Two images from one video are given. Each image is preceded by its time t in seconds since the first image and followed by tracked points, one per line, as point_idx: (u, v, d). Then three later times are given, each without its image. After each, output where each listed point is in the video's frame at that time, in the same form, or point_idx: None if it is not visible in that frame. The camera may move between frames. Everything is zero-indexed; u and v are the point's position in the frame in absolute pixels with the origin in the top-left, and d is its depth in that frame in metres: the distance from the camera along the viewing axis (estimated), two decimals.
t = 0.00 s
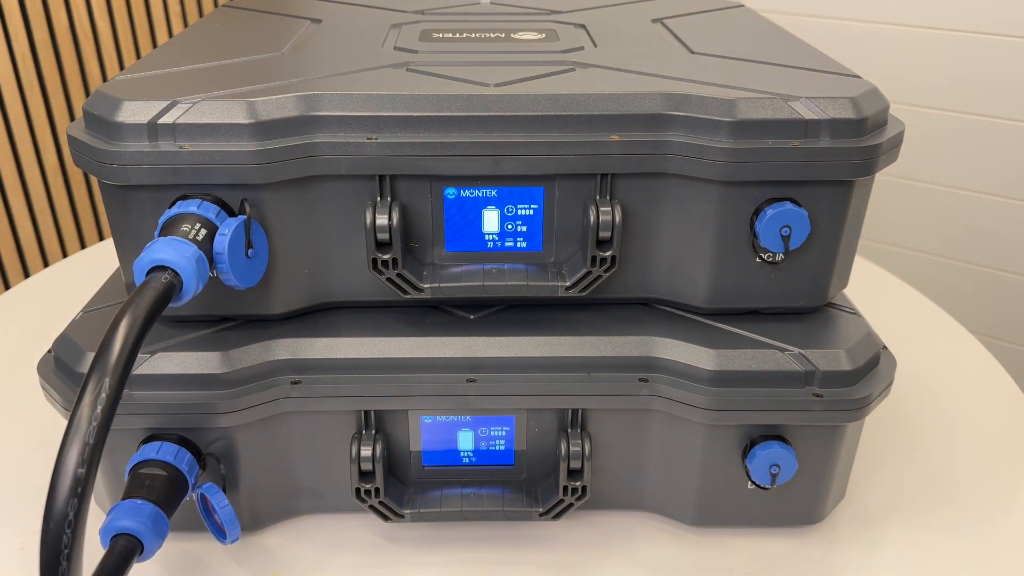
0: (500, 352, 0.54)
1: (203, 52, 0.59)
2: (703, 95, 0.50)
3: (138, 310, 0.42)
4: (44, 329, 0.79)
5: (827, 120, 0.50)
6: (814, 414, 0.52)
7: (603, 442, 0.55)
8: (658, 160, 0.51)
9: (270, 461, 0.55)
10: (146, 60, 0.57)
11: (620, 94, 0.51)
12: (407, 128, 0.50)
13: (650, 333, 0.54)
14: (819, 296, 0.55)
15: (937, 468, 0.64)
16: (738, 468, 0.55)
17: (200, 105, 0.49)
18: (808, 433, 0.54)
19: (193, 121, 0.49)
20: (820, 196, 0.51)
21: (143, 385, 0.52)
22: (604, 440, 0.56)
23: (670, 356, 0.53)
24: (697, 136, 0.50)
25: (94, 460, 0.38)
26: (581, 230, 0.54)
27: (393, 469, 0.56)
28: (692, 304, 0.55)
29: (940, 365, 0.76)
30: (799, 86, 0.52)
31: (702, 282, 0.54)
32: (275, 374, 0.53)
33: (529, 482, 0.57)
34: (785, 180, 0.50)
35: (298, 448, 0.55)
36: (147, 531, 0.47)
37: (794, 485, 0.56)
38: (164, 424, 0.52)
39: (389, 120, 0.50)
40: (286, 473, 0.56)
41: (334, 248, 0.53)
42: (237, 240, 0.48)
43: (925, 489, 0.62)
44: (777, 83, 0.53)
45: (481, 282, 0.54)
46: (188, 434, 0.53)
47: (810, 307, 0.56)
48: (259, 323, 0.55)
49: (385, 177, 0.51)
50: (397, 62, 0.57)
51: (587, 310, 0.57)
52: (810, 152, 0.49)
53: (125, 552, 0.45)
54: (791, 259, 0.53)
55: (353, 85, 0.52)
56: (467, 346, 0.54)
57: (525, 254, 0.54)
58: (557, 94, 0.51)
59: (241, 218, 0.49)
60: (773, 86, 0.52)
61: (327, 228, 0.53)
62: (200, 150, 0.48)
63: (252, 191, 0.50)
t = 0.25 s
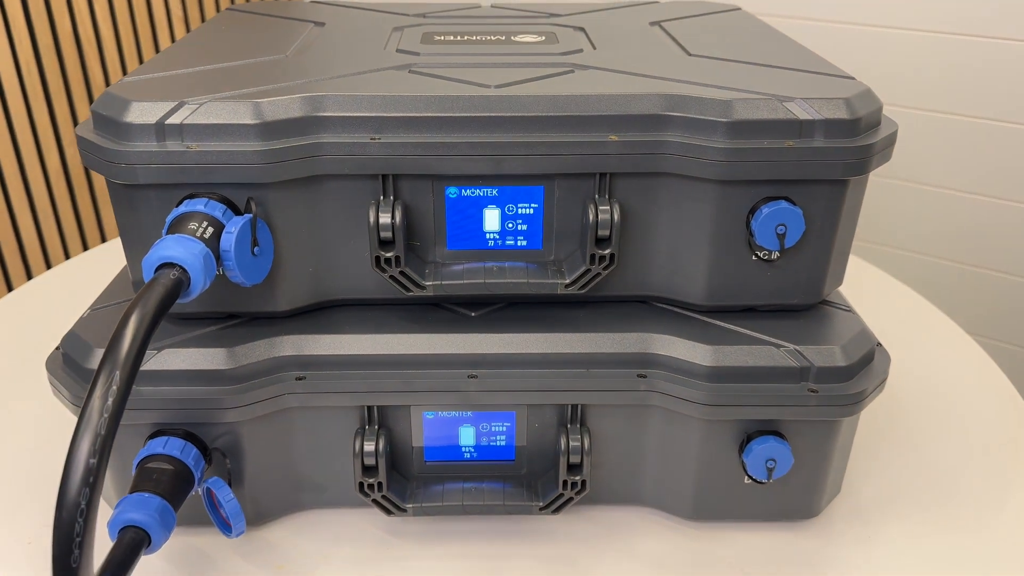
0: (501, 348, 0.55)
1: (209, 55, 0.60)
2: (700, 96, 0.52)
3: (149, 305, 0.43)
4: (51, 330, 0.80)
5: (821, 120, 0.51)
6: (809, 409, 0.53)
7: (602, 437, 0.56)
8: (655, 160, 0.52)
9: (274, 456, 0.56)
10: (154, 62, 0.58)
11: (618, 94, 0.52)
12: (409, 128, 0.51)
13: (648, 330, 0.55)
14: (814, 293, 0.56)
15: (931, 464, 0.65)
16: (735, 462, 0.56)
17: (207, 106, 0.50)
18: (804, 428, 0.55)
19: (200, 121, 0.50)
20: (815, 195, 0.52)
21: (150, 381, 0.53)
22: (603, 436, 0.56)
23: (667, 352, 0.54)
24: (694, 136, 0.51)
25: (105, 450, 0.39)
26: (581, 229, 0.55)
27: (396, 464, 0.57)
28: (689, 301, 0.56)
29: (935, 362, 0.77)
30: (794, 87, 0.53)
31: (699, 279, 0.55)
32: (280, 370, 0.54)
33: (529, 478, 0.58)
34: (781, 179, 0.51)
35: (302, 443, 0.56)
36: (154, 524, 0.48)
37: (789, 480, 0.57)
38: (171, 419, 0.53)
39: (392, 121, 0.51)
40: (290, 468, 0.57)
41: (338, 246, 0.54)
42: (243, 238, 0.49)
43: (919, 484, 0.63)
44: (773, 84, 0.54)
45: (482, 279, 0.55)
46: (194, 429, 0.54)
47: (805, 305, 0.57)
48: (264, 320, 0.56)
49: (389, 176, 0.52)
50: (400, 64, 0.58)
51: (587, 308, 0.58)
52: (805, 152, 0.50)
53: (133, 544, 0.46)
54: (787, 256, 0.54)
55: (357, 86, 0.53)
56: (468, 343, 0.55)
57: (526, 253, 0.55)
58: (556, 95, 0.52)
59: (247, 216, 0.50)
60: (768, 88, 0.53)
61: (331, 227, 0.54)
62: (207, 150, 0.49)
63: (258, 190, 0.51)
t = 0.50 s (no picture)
0: (500, 345, 0.56)
1: (214, 58, 0.62)
2: (694, 98, 0.53)
3: (158, 300, 0.44)
4: (59, 331, 0.81)
5: (812, 121, 0.52)
6: (802, 404, 0.54)
7: (599, 432, 0.58)
8: (651, 160, 0.53)
9: (278, 451, 0.57)
10: (161, 66, 0.60)
11: (614, 97, 0.53)
12: (410, 130, 0.52)
13: (644, 327, 0.56)
14: (807, 291, 0.57)
15: (923, 460, 0.66)
16: (730, 457, 0.57)
17: (214, 108, 0.51)
18: (797, 423, 0.56)
19: (207, 123, 0.51)
20: (807, 195, 0.54)
21: (157, 376, 0.54)
22: (600, 431, 0.58)
23: (663, 348, 0.55)
24: (688, 137, 0.52)
25: (116, 440, 0.40)
26: (578, 228, 0.56)
27: (397, 459, 0.58)
28: (685, 299, 0.57)
29: (928, 360, 0.79)
30: (786, 90, 0.54)
31: (694, 277, 0.56)
32: (284, 367, 0.55)
33: (528, 472, 0.59)
34: (773, 179, 0.53)
35: (306, 438, 0.57)
36: (161, 516, 0.49)
37: (783, 474, 0.58)
38: (177, 414, 0.54)
39: (394, 123, 0.52)
40: (293, 463, 0.58)
41: (341, 245, 0.55)
42: (248, 237, 0.50)
43: (911, 479, 0.64)
44: (766, 87, 0.55)
45: (482, 278, 0.56)
46: (200, 424, 0.55)
47: (798, 302, 0.58)
48: (268, 317, 0.57)
49: (390, 176, 0.53)
50: (401, 68, 0.60)
51: (584, 306, 0.59)
52: (797, 153, 0.52)
53: (140, 536, 0.47)
54: (780, 255, 0.55)
55: (360, 89, 0.54)
56: (468, 340, 0.56)
57: (525, 252, 0.57)
58: (554, 97, 0.53)
59: (253, 215, 0.51)
60: (761, 90, 0.54)
61: (334, 226, 0.55)
62: (213, 151, 0.51)
63: (263, 190, 0.52)
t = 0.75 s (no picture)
0: (499, 342, 0.57)
1: (218, 61, 0.63)
2: (689, 100, 0.54)
3: (165, 296, 0.45)
4: (63, 331, 0.82)
5: (804, 122, 0.53)
6: (795, 400, 0.55)
7: (597, 428, 0.59)
8: (646, 161, 0.54)
9: (281, 446, 0.58)
10: (166, 69, 0.61)
11: (611, 98, 0.54)
12: (411, 131, 0.54)
13: (641, 325, 0.57)
14: (800, 289, 0.58)
15: (917, 457, 0.67)
16: (725, 452, 0.58)
17: (219, 110, 0.53)
18: (791, 418, 0.57)
19: (212, 124, 0.52)
20: (799, 195, 0.55)
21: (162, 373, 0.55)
22: (598, 427, 0.59)
23: (659, 345, 0.56)
24: (683, 138, 0.54)
25: (125, 433, 0.41)
26: (576, 228, 0.57)
27: (398, 455, 0.59)
28: (680, 297, 0.59)
29: (923, 361, 0.80)
30: (779, 92, 0.55)
31: (690, 276, 0.57)
32: (287, 363, 0.56)
33: (526, 468, 0.60)
34: (766, 179, 0.54)
35: (308, 434, 0.58)
36: (166, 509, 0.50)
37: (778, 469, 0.59)
38: (181, 410, 0.55)
39: (395, 124, 0.53)
40: (296, 458, 0.59)
41: (343, 244, 0.57)
42: (253, 235, 0.51)
43: (904, 475, 0.65)
44: (759, 89, 0.56)
45: (481, 276, 0.57)
46: (204, 420, 0.56)
47: (792, 300, 0.59)
48: (272, 315, 0.58)
49: (392, 177, 0.54)
50: (402, 71, 0.61)
51: (582, 304, 0.60)
52: (789, 153, 0.53)
53: (146, 528, 0.48)
54: (773, 253, 0.57)
55: (361, 91, 0.55)
56: (468, 337, 0.57)
57: (523, 251, 0.58)
58: (552, 99, 0.54)
59: (257, 215, 0.52)
60: (754, 92, 0.55)
61: (337, 226, 0.56)
62: (218, 151, 0.52)
63: (267, 190, 0.53)
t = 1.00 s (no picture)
0: (499, 339, 0.58)
1: (224, 65, 0.64)
2: (685, 101, 0.55)
3: (174, 291, 0.46)
4: (70, 330, 0.83)
5: (797, 123, 0.54)
6: (789, 395, 0.56)
7: (595, 424, 0.60)
8: (643, 161, 0.55)
9: (286, 441, 0.59)
10: (173, 72, 0.62)
11: (608, 100, 0.55)
12: (413, 132, 0.55)
13: (638, 322, 0.59)
14: (794, 287, 0.60)
15: (910, 453, 0.68)
16: (721, 447, 0.59)
17: (225, 111, 0.54)
18: (785, 414, 0.58)
19: (219, 125, 0.53)
20: (793, 194, 0.56)
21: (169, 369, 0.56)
22: (596, 422, 0.60)
23: (656, 342, 0.58)
24: (679, 139, 0.55)
25: (136, 423, 0.42)
26: (574, 227, 0.58)
27: (400, 450, 0.61)
28: (677, 295, 0.60)
29: (918, 359, 0.81)
30: (772, 94, 0.57)
31: (686, 274, 0.59)
32: (291, 360, 0.57)
33: (526, 463, 0.61)
34: (760, 179, 0.55)
35: (312, 430, 0.59)
36: (173, 502, 0.51)
37: (773, 464, 0.60)
38: (187, 406, 0.56)
39: (398, 125, 0.55)
40: (300, 453, 0.60)
41: (347, 243, 0.58)
42: (259, 234, 0.53)
43: (897, 471, 0.66)
44: (753, 91, 0.57)
45: (481, 274, 0.58)
46: (210, 415, 0.57)
47: (786, 298, 0.60)
48: (276, 313, 0.59)
49: (394, 177, 0.56)
50: (403, 74, 0.62)
51: (580, 302, 0.61)
52: (782, 153, 0.54)
53: (154, 519, 0.49)
54: (768, 252, 0.58)
55: (365, 93, 0.57)
56: (468, 334, 0.58)
57: (523, 250, 0.59)
58: (550, 101, 0.55)
59: (263, 213, 0.53)
60: (748, 94, 0.57)
61: (340, 225, 0.57)
62: (225, 152, 0.53)
63: (273, 189, 0.54)
